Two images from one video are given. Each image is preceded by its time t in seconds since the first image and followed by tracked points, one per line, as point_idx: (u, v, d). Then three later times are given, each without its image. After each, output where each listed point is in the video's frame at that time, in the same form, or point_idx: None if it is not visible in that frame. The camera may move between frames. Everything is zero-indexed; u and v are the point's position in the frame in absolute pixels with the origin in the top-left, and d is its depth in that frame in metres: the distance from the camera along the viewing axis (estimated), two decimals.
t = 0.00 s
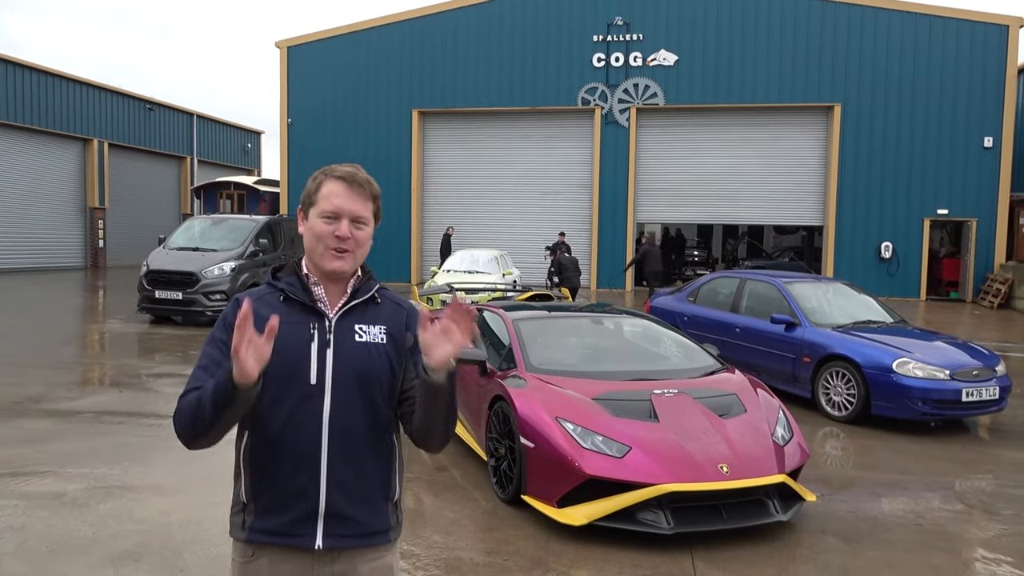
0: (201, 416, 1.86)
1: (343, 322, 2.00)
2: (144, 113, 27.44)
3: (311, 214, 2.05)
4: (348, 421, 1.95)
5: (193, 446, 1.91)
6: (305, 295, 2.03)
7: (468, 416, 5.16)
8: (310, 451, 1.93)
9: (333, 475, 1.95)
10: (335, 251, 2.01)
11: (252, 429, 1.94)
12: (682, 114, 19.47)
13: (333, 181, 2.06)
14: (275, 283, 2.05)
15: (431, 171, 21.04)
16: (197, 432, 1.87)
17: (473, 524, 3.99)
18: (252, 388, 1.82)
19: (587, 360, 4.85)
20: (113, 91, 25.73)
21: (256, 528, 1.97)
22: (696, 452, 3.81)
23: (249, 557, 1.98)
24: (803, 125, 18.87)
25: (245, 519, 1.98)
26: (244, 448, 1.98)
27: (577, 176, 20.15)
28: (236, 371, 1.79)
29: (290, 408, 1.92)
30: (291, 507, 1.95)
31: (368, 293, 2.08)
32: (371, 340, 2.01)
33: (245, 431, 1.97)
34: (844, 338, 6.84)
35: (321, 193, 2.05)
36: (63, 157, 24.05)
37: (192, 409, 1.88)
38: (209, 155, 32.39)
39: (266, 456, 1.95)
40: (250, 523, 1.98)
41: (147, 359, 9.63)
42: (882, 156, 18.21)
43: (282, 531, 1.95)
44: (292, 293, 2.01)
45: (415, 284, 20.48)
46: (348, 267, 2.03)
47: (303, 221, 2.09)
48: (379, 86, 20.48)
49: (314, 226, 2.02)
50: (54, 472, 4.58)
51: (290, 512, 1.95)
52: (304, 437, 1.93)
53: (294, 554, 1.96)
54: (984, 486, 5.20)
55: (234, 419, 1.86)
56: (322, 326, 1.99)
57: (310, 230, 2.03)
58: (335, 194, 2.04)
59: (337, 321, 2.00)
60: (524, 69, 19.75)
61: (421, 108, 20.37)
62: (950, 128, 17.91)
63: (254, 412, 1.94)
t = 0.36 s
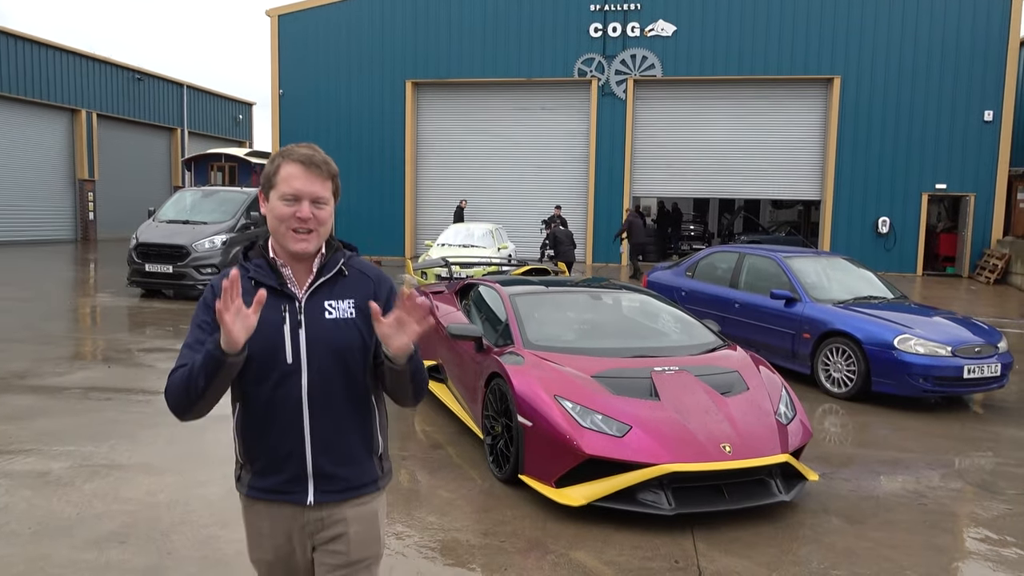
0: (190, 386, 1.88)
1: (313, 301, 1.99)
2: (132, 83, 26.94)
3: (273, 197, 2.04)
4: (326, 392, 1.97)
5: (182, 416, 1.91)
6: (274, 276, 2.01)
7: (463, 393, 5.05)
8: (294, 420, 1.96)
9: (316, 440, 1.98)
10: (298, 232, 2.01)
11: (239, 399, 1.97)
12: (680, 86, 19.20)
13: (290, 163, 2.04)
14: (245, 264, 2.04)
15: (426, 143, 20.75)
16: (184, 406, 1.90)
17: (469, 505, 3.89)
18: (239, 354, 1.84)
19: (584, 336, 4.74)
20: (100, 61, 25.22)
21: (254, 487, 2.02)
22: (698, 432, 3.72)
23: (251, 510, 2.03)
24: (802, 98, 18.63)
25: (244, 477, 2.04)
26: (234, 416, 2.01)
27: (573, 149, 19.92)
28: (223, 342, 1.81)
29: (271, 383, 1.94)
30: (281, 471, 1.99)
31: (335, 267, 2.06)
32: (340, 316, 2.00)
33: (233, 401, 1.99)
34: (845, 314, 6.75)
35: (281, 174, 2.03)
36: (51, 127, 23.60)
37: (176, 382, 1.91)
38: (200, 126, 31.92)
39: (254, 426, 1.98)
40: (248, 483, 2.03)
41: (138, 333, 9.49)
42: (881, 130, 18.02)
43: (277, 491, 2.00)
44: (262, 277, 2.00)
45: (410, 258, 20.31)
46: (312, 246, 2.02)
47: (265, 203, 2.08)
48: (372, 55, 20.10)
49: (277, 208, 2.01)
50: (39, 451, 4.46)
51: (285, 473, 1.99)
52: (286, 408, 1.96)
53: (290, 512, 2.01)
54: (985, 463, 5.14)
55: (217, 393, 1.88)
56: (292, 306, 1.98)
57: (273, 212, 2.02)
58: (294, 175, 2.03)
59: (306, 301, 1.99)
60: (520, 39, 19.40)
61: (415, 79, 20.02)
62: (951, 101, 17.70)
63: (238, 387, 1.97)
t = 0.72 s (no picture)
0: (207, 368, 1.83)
1: (331, 274, 1.98)
2: (123, 68, 26.57)
3: (288, 167, 2.00)
4: (346, 363, 1.97)
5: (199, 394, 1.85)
6: (290, 250, 1.98)
7: (461, 385, 4.92)
8: (316, 392, 1.96)
9: (338, 410, 1.98)
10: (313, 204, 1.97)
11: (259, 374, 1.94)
12: (677, 73, 19.01)
13: (308, 133, 2.00)
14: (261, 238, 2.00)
15: (420, 130, 20.51)
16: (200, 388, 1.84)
17: (467, 501, 3.77)
18: (251, 361, 1.80)
19: (585, 327, 4.61)
20: (89, 45, 24.84)
21: (274, 463, 1.99)
22: (704, 427, 3.60)
23: (271, 488, 2.01)
24: (800, 85, 18.47)
25: (261, 455, 2.00)
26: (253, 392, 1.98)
27: (569, 137, 19.74)
28: (234, 349, 1.77)
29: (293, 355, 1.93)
30: (301, 444, 1.98)
31: (350, 242, 2.04)
32: (357, 288, 2.00)
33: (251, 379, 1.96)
34: (848, 304, 6.64)
35: (297, 144, 1.99)
36: (41, 112, 23.25)
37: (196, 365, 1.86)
38: (192, 112, 31.57)
39: (274, 401, 1.96)
40: (266, 460, 2.00)
41: (128, 322, 9.32)
42: (880, 117, 17.88)
43: (298, 465, 1.98)
44: (279, 251, 1.97)
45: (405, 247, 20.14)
46: (328, 218, 1.99)
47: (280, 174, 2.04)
48: (366, 40, 19.82)
49: (292, 178, 1.97)
50: (23, 446, 4.31)
51: (307, 447, 1.98)
52: (307, 380, 1.95)
53: (314, 484, 2.00)
54: (992, 457, 5.04)
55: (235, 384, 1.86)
56: (312, 280, 1.97)
57: (288, 182, 1.98)
58: (311, 145, 1.99)
59: (325, 274, 1.98)
60: (516, 24, 19.15)
61: (409, 65, 19.76)
62: (950, 88, 17.56)
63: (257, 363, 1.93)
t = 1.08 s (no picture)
0: (236, 369, 1.93)
1: (363, 263, 2.09)
2: (103, 57, 26.12)
3: (324, 159, 2.08)
4: (378, 347, 2.08)
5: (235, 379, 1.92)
6: (325, 237, 2.06)
7: (445, 378, 4.80)
8: (350, 376, 2.05)
9: (369, 392, 2.08)
10: (348, 194, 2.07)
11: (294, 361, 2.00)
12: (665, 63, 18.91)
13: (344, 127, 2.09)
14: (294, 225, 2.05)
15: (406, 120, 20.28)
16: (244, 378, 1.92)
17: (450, 500, 3.67)
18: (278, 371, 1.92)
19: (571, 319, 4.51)
20: (68, 32, 24.37)
21: (300, 447, 2.04)
22: (694, 421, 3.50)
23: (293, 473, 2.04)
24: (788, 76, 18.41)
25: (285, 440, 2.04)
26: (284, 377, 2.00)
27: (556, 127, 19.59)
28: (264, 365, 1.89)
29: (331, 341, 2.01)
30: (331, 428, 2.04)
31: (378, 233, 2.16)
32: (388, 276, 2.12)
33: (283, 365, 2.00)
34: (836, 295, 6.58)
35: (334, 137, 2.08)
36: (20, 100, 22.78)
37: (237, 357, 1.94)
38: (175, 102, 31.11)
39: (306, 386, 2.01)
40: (290, 445, 2.04)
41: (105, 315, 9.12)
42: (867, 109, 17.86)
43: (325, 447, 2.05)
44: (314, 237, 2.04)
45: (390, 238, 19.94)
46: (360, 208, 2.10)
47: (313, 164, 2.13)
48: (352, 28, 19.54)
49: (329, 168, 2.07)
50: None
51: (337, 430, 2.05)
52: (343, 363, 2.03)
53: (336, 467, 2.07)
54: (983, 450, 4.99)
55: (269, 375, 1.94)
56: (347, 267, 2.06)
57: (324, 173, 2.07)
58: (346, 138, 2.08)
59: (358, 263, 2.08)
60: (503, 12, 18.96)
61: (394, 54, 19.51)
62: (937, 80, 17.54)
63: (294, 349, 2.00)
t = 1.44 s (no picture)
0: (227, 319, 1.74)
1: (363, 255, 1.93)
2: (95, 48, 25.85)
3: (325, 149, 1.91)
4: (372, 343, 1.92)
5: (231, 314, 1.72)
6: (324, 226, 1.91)
7: (434, 375, 4.66)
8: (343, 373, 1.90)
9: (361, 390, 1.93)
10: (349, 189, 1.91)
11: (283, 351, 1.85)
12: (662, 53, 18.74)
13: (345, 115, 1.91)
14: (293, 213, 1.91)
15: (400, 111, 20.10)
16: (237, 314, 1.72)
17: (437, 502, 3.54)
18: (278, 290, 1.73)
19: (563, 314, 4.38)
20: (59, 23, 24.10)
21: (286, 442, 1.89)
22: (689, 421, 3.38)
23: (280, 471, 1.89)
24: (785, 67, 18.25)
25: (271, 435, 1.89)
26: (272, 368, 1.87)
27: (552, 118, 19.42)
28: (262, 276, 1.71)
29: (323, 331, 1.85)
30: (320, 424, 1.89)
31: (380, 226, 2.01)
32: (387, 269, 1.97)
33: (273, 354, 1.86)
34: (835, 288, 6.46)
35: (336, 128, 1.89)
36: (11, 91, 22.53)
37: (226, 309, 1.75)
38: (168, 93, 30.85)
39: (294, 381, 1.86)
40: (276, 440, 1.89)
41: (93, 309, 8.97)
42: (865, 99, 17.70)
43: (313, 444, 1.89)
44: (314, 227, 1.89)
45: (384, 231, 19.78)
46: (361, 203, 1.93)
47: (313, 153, 1.96)
48: (345, 19, 19.34)
49: (329, 160, 1.89)
50: None
51: (326, 428, 1.89)
52: (336, 358, 1.88)
53: (324, 467, 1.92)
54: (984, 447, 4.88)
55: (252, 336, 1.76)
56: (345, 259, 1.90)
57: (324, 164, 1.90)
58: (349, 130, 1.90)
59: (357, 255, 1.92)
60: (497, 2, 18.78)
61: (388, 44, 19.31)
62: (936, 70, 17.38)
63: (282, 338, 1.84)
